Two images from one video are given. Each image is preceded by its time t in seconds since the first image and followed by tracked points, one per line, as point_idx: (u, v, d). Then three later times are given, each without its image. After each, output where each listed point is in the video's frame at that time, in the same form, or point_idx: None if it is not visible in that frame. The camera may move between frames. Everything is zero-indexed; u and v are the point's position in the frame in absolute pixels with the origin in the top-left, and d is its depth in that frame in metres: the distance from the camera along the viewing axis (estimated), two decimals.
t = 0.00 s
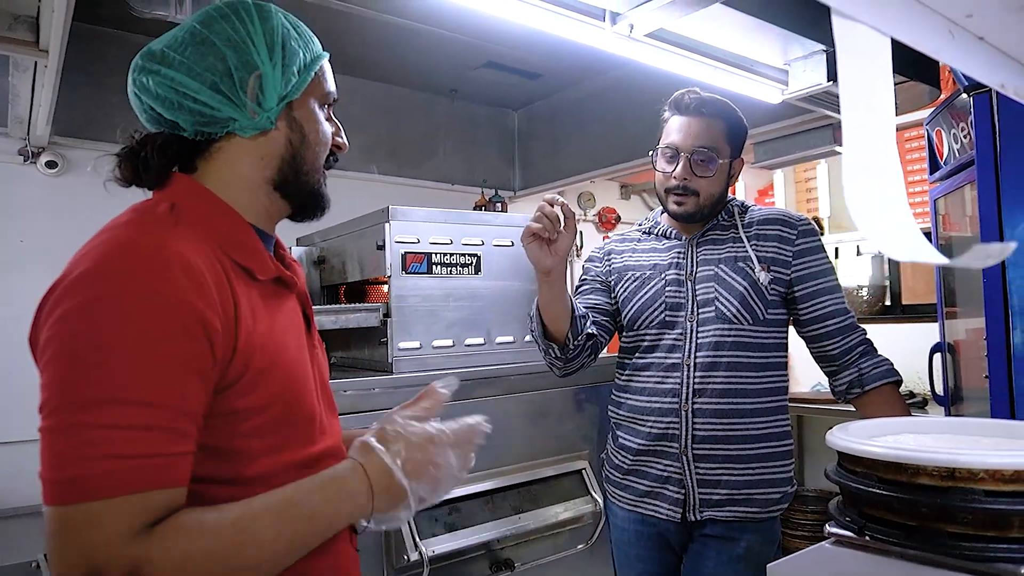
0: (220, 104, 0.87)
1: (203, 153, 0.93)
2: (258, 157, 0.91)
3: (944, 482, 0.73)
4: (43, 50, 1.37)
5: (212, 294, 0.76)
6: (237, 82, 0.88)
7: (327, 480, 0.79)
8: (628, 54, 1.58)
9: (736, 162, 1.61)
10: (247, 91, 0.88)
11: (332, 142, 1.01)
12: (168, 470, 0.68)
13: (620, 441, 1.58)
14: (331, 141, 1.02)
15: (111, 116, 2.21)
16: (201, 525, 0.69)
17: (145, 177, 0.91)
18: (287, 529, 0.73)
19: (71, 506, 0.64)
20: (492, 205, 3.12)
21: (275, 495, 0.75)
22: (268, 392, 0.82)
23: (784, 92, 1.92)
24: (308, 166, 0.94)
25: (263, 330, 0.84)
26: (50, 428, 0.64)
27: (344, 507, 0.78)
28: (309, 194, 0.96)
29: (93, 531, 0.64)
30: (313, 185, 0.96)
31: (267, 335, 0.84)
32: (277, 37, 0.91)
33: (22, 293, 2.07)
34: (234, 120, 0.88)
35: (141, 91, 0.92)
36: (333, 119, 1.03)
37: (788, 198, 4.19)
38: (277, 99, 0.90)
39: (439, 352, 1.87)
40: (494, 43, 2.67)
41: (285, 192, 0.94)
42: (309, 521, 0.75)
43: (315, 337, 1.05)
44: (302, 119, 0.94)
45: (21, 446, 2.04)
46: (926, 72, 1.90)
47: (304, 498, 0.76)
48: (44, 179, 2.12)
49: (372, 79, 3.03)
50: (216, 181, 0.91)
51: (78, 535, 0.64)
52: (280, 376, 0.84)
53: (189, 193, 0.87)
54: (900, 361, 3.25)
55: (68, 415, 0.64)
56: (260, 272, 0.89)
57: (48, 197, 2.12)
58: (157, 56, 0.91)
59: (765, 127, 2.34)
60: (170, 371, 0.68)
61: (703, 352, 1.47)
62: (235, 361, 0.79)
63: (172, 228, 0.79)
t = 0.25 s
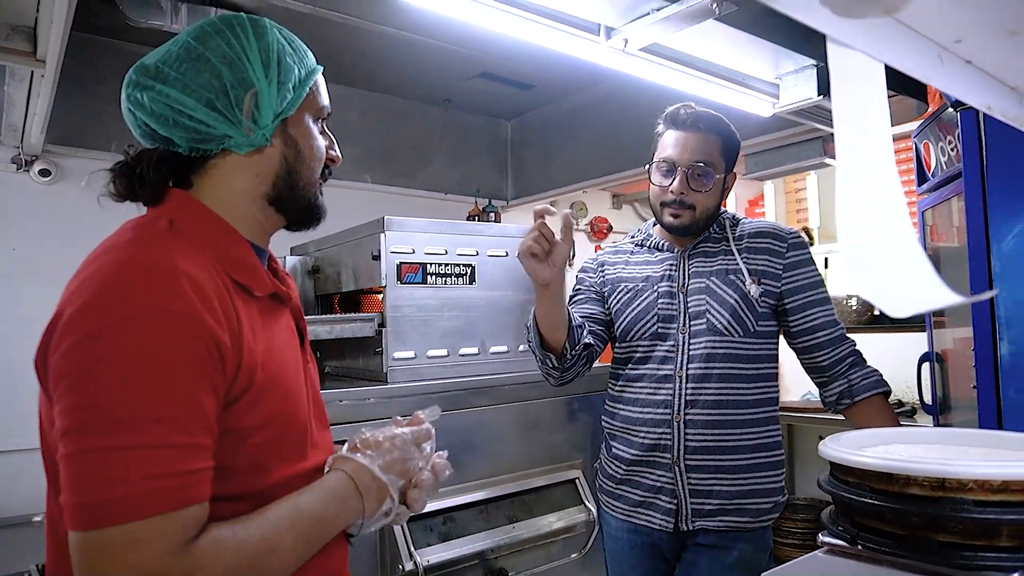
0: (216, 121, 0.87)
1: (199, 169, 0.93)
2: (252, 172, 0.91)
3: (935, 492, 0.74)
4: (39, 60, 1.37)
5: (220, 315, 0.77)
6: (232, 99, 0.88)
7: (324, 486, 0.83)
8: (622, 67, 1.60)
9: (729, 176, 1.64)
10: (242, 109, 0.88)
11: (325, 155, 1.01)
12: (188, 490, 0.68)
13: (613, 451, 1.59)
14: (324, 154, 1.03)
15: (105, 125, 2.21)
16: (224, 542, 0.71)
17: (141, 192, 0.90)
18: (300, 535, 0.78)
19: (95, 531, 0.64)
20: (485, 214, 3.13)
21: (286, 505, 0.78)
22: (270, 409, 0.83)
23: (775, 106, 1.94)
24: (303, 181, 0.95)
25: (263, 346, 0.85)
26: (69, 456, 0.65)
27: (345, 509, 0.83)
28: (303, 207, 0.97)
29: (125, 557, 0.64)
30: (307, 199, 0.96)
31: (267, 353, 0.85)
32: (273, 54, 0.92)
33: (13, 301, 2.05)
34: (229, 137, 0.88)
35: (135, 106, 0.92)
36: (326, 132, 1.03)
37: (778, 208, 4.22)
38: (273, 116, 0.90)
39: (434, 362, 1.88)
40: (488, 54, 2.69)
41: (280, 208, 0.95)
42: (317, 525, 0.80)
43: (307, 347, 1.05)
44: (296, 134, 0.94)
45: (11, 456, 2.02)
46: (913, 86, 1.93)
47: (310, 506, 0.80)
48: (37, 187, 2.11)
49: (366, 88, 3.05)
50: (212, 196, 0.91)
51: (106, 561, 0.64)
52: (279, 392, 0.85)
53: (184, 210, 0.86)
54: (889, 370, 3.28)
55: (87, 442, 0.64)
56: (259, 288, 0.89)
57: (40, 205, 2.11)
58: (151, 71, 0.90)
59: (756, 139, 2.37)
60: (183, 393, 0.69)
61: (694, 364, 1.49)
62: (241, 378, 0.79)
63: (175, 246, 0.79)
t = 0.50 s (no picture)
0: (216, 133, 0.88)
1: (198, 180, 0.93)
2: (251, 183, 0.92)
3: (925, 500, 0.76)
4: (37, 68, 1.37)
5: (218, 329, 0.77)
6: (232, 111, 0.89)
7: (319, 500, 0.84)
8: (615, 79, 1.62)
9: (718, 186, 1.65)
10: (241, 121, 0.88)
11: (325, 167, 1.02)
12: (187, 504, 0.69)
13: (605, 459, 1.60)
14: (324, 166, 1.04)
15: (99, 131, 2.21)
16: (222, 554, 0.72)
17: (141, 203, 0.91)
18: (297, 546, 0.79)
19: (94, 546, 0.64)
20: (479, 222, 3.15)
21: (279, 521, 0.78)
22: (267, 421, 0.83)
23: (766, 117, 1.97)
24: (303, 195, 0.95)
25: (260, 359, 0.85)
26: (69, 470, 0.65)
27: (337, 518, 0.85)
28: (306, 218, 0.98)
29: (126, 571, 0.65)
30: (309, 210, 0.97)
31: (264, 365, 0.85)
32: (274, 67, 0.92)
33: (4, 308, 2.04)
34: (228, 149, 0.89)
35: (135, 116, 0.93)
36: (325, 143, 1.04)
37: (768, 217, 4.26)
38: (273, 129, 0.91)
39: (428, 369, 1.88)
40: (482, 63, 2.71)
41: (280, 219, 0.95)
42: (314, 534, 0.81)
43: (303, 358, 1.05)
44: (297, 148, 0.95)
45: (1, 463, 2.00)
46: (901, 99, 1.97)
47: (305, 518, 0.80)
48: (29, 194, 2.10)
49: (360, 96, 3.06)
50: (210, 207, 0.92)
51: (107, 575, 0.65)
52: (276, 404, 0.85)
53: (183, 221, 0.87)
54: (878, 378, 3.32)
55: (86, 458, 0.64)
56: (257, 299, 0.89)
57: (32, 211, 2.10)
58: (151, 82, 0.91)
59: (747, 149, 2.40)
60: (182, 407, 0.69)
61: (684, 374, 1.50)
62: (239, 391, 0.80)
63: (173, 259, 0.79)
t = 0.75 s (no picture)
0: (217, 145, 0.88)
1: (199, 191, 0.94)
2: (252, 195, 0.93)
3: (915, 508, 0.77)
4: (35, 74, 1.37)
5: (216, 340, 0.78)
6: (234, 123, 0.90)
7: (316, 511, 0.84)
8: (611, 91, 1.65)
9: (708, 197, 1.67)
10: (243, 134, 0.89)
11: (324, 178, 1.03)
12: (182, 516, 0.69)
13: (597, 468, 1.61)
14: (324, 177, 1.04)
15: (94, 136, 2.20)
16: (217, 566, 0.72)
17: (142, 212, 0.92)
18: (291, 558, 0.79)
19: (89, 557, 0.65)
20: (473, 230, 3.16)
21: (275, 534, 0.78)
22: (263, 432, 0.84)
23: (759, 129, 2.00)
24: (303, 206, 0.96)
25: (258, 370, 0.86)
26: (66, 481, 0.65)
27: (333, 529, 0.85)
28: (306, 228, 0.98)
29: None
30: (309, 220, 0.98)
31: (261, 375, 0.86)
32: (276, 80, 0.94)
33: None
34: (229, 161, 0.89)
35: (137, 127, 0.94)
36: (326, 155, 1.05)
37: (758, 227, 4.30)
38: (275, 141, 0.92)
39: (423, 376, 1.89)
40: (477, 72, 2.73)
41: (279, 230, 0.96)
42: (307, 548, 0.81)
43: (300, 366, 1.06)
44: (297, 160, 0.95)
45: None
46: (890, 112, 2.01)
47: (301, 530, 0.80)
48: (22, 198, 2.09)
49: (355, 103, 3.07)
50: (212, 219, 0.93)
51: None
52: (273, 415, 0.85)
53: (183, 233, 0.87)
54: (867, 386, 3.35)
55: (84, 470, 0.65)
56: (255, 309, 0.90)
57: (25, 215, 2.09)
58: (154, 93, 0.92)
59: (738, 159, 2.44)
60: (179, 420, 0.69)
61: (676, 385, 1.51)
62: (236, 402, 0.80)
63: (172, 270, 0.79)
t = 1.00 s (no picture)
0: (212, 155, 0.89)
1: (194, 201, 0.94)
2: (247, 205, 0.93)
3: (901, 513, 0.79)
4: (27, 79, 1.37)
5: (213, 350, 0.78)
6: (229, 134, 0.90)
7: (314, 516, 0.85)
8: (603, 99, 1.67)
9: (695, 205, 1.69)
10: (239, 144, 0.90)
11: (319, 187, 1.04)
12: (177, 525, 0.69)
13: (587, 475, 1.62)
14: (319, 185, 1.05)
15: (84, 140, 2.19)
16: None
17: (136, 222, 0.92)
18: (284, 566, 0.79)
19: (85, 567, 0.65)
20: (464, 235, 3.17)
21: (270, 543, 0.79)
22: (259, 441, 0.84)
23: (748, 137, 2.03)
24: (297, 213, 0.97)
25: (254, 379, 0.86)
26: (62, 491, 0.65)
27: (331, 539, 0.85)
28: (301, 237, 0.99)
29: None
30: (303, 228, 0.99)
31: (257, 384, 0.86)
32: (272, 90, 0.94)
33: None
34: (224, 170, 0.90)
35: (132, 135, 0.94)
36: (320, 164, 1.05)
37: (747, 233, 4.34)
38: (270, 151, 0.92)
39: (415, 381, 1.89)
40: (468, 78, 2.75)
41: (273, 239, 0.97)
42: (301, 557, 0.81)
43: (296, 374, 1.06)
44: (291, 169, 0.96)
45: None
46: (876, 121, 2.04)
47: (296, 538, 0.81)
48: (11, 201, 2.07)
49: (347, 108, 3.07)
50: (207, 231, 0.93)
51: None
52: (268, 424, 0.86)
53: (178, 243, 0.87)
54: (854, 391, 3.38)
55: (80, 480, 0.65)
56: (251, 318, 0.90)
57: (14, 219, 2.07)
58: (150, 102, 0.93)
59: (728, 167, 2.46)
60: (175, 429, 0.70)
61: (665, 394, 1.53)
62: (233, 412, 0.80)
63: (169, 280, 0.80)
